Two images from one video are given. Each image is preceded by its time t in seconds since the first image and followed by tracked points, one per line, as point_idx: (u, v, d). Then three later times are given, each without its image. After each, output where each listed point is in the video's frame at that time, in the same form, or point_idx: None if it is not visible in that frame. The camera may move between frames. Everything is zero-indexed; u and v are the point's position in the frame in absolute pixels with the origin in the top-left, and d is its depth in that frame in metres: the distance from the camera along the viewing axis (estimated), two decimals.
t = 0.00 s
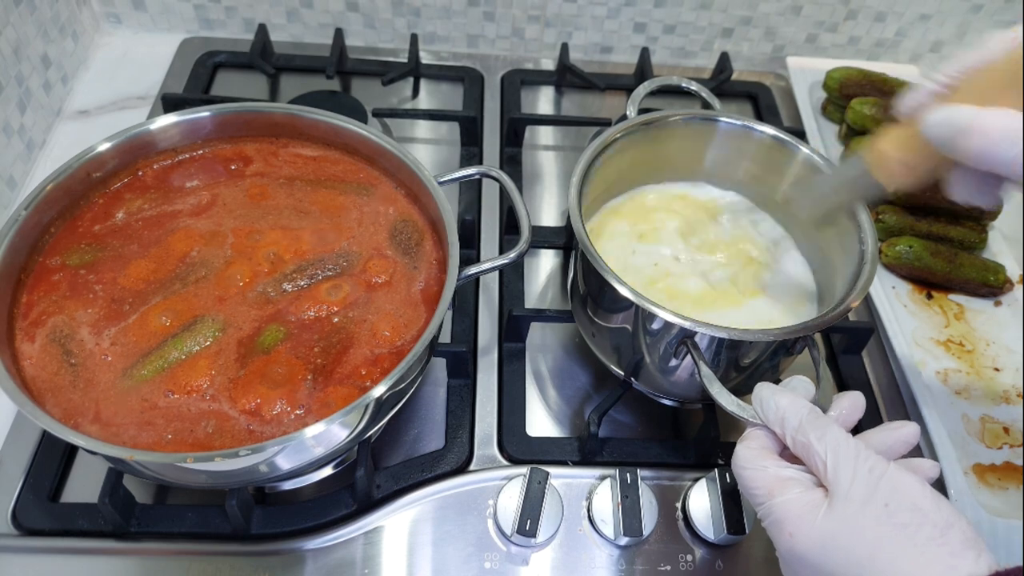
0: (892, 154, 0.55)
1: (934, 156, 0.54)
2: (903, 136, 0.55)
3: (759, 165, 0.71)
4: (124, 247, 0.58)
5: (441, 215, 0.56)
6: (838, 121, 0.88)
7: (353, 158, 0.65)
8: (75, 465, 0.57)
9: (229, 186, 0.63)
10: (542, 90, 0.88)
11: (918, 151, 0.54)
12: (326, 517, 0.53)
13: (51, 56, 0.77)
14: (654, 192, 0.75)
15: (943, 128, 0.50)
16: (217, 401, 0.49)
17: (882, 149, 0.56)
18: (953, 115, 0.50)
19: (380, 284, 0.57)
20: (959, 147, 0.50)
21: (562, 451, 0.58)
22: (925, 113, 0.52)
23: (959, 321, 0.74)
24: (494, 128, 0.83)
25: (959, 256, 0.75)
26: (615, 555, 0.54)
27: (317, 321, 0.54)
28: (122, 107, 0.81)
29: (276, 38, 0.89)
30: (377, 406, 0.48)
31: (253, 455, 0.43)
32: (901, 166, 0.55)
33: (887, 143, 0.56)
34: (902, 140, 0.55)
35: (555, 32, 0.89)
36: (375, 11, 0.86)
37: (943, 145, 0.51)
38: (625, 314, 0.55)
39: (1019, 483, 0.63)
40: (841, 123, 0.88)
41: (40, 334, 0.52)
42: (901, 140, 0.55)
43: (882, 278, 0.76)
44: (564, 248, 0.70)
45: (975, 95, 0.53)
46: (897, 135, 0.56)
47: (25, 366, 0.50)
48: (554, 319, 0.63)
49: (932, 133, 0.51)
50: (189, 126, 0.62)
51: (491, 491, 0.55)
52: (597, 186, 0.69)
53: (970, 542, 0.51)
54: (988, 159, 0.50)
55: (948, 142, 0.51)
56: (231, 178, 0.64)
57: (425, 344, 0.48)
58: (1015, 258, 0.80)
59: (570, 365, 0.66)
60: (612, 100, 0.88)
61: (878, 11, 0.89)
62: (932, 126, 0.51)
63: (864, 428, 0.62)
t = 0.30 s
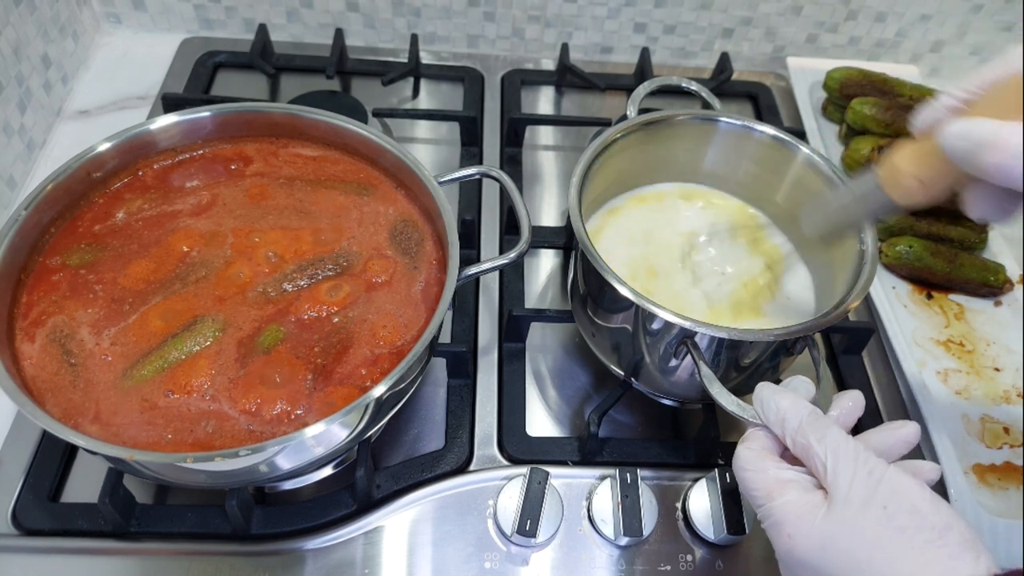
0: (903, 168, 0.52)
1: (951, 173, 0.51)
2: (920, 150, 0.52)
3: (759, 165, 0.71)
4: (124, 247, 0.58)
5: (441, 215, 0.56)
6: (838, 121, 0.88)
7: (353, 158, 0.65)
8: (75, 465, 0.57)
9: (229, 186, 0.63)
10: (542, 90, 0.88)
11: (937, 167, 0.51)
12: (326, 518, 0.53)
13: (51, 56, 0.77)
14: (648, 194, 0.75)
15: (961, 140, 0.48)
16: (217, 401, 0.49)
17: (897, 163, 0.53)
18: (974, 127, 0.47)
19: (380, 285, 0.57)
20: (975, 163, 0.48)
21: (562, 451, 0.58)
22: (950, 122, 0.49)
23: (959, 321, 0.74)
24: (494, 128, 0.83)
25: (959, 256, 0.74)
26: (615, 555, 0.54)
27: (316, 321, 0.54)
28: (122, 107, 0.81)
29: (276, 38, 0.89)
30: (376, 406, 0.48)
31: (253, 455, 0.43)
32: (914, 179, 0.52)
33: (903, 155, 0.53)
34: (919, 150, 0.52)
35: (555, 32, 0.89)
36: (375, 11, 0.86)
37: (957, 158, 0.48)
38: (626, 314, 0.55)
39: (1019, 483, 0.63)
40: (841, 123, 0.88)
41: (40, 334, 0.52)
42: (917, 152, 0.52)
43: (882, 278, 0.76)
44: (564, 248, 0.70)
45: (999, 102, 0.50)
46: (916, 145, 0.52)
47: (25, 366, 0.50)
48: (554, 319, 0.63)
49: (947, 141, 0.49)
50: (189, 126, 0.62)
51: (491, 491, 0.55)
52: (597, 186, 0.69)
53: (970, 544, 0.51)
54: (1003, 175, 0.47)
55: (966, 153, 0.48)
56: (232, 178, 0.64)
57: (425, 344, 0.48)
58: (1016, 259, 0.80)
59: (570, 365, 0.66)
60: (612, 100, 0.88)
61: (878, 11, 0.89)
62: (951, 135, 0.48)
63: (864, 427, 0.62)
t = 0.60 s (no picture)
0: (921, 179, 0.46)
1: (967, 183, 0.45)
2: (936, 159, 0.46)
3: (759, 165, 0.71)
4: (124, 247, 0.58)
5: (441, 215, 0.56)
6: (838, 122, 0.88)
7: (353, 158, 0.65)
8: (75, 465, 0.57)
9: (230, 186, 0.63)
10: (542, 90, 0.88)
11: (952, 172, 0.45)
12: (326, 518, 0.53)
13: (51, 56, 0.77)
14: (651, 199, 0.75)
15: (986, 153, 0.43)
16: (217, 401, 0.49)
17: (911, 175, 0.47)
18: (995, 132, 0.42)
19: (380, 285, 0.57)
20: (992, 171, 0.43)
21: (562, 451, 0.58)
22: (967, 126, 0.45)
23: (959, 321, 0.74)
24: (494, 128, 0.83)
25: (960, 256, 0.75)
26: (615, 555, 0.54)
27: (316, 321, 0.54)
28: (122, 107, 0.81)
29: (276, 38, 0.89)
30: (377, 405, 0.48)
31: (253, 455, 0.43)
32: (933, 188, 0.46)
33: (920, 165, 0.47)
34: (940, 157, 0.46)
35: (555, 32, 0.89)
36: (375, 11, 0.86)
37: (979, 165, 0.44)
38: (626, 314, 0.55)
39: (1019, 483, 0.63)
40: (841, 123, 0.88)
41: (40, 334, 0.52)
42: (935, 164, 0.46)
43: (883, 277, 0.76)
44: (564, 248, 0.70)
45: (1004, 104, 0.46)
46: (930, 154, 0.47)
47: (25, 366, 0.50)
48: (555, 319, 0.63)
49: (970, 148, 0.44)
50: (189, 126, 0.62)
51: (491, 491, 0.55)
52: (597, 187, 0.68)
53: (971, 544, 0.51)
54: None
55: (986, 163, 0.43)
56: (232, 178, 0.64)
57: (425, 344, 0.48)
58: (1016, 258, 0.80)
59: (570, 365, 0.66)
60: (612, 100, 0.88)
61: (878, 11, 0.89)
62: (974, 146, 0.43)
63: (864, 427, 0.62)
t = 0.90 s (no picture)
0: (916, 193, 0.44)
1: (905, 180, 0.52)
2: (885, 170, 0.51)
3: (759, 165, 0.71)
4: (124, 247, 0.58)
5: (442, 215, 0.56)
6: (838, 121, 0.88)
7: (353, 158, 0.65)
8: (75, 465, 0.57)
9: (230, 186, 0.63)
10: (542, 90, 0.88)
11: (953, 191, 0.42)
12: (326, 519, 0.53)
13: (51, 55, 0.77)
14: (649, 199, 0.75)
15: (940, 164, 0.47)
16: (217, 401, 0.49)
17: (911, 188, 0.45)
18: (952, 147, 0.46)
19: (380, 284, 0.57)
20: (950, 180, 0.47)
21: (562, 451, 0.58)
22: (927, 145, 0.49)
23: (959, 321, 0.74)
24: (494, 128, 0.83)
25: (960, 256, 0.75)
26: (615, 555, 0.54)
27: (317, 321, 0.54)
28: (122, 107, 0.81)
29: (276, 38, 0.89)
30: (377, 406, 0.48)
31: (253, 455, 0.43)
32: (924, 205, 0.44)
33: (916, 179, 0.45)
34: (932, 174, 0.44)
35: (555, 32, 0.89)
36: (375, 11, 0.86)
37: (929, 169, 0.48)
38: (626, 314, 0.55)
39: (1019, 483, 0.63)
40: (841, 123, 0.88)
41: (40, 334, 0.52)
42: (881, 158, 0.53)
43: (882, 278, 0.76)
44: (564, 248, 0.70)
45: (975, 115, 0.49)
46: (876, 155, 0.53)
47: (25, 365, 0.50)
48: (554, 319, 0.63)
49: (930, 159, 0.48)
50: (189, 126, 0.62)
51: (492, 491, 0.55)
52: (597, 187, 0.68)
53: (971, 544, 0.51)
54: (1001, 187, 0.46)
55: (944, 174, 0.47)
56: (232, 178, 0.64)
57: (425, 344, 0.48)
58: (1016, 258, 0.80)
59: (570, 365, 0.66)
60: (612, 100, 0.88)
61: (878, 11, 0.89)
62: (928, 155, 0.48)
63: (864, 427, 0.62)
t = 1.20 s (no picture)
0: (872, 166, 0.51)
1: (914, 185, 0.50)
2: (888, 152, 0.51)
3: (759, 164, 0.71)
4: (124, 247, 0.58)
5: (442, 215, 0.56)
6: (838, 121, 0.88)
7: (353, 158, 0.65)
8: (75, 464, 0.57)
9: (230, 186, 0.63)
10: (542, 90, 0.88)
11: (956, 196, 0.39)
12: (326, 519, 0.53)
13: (51, 55, 0.77)
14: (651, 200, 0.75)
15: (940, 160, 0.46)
16: (217, 401, 0.49)
17: (912, 195, 0.42)
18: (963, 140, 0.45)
19: (380, 285, 0.57)
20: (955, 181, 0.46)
21: (562, 451, 0.58)
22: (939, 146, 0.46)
23: (960, 321, 0.74)
24: (494, 128, 0.83)
25: (960, 256, 0.75)
26: (615, 555, 0.54)
27: (317, 321, 0.54)
28: (121, 107, 0.81)
29: (276, 38, 0.89)
30: (377, 406, 0.48)
31: (252, 455, 0.43)
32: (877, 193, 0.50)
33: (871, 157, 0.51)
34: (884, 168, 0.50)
35: (555, 32, 0.89)
36: (375, 11, 0.86)
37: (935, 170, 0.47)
38: (625, 314, 0.55)
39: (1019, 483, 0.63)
40: (841, 123, 0.88)
41: (40, 334, 0.52)
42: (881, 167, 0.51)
43: (883, 278, 0.76)
44: (564, 248, 0.70)
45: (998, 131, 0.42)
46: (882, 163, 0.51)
47: (25, 365, 0.50)
48: (554, 319, 0.63)
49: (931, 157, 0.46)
50: (189, 126, 0.63)
51: (491, 491, 0.55)
52: (597, 187, 0.68)
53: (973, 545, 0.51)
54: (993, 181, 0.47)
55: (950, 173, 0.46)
56: (232, 178, 0.64)
57: (425, 344, 0.48)
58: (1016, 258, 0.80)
59: (570, 365, 0.66)
60: (612, 100, 0.87)
61: (878, 11, 0.89)
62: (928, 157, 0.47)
63: (864, 427, 0.62)
